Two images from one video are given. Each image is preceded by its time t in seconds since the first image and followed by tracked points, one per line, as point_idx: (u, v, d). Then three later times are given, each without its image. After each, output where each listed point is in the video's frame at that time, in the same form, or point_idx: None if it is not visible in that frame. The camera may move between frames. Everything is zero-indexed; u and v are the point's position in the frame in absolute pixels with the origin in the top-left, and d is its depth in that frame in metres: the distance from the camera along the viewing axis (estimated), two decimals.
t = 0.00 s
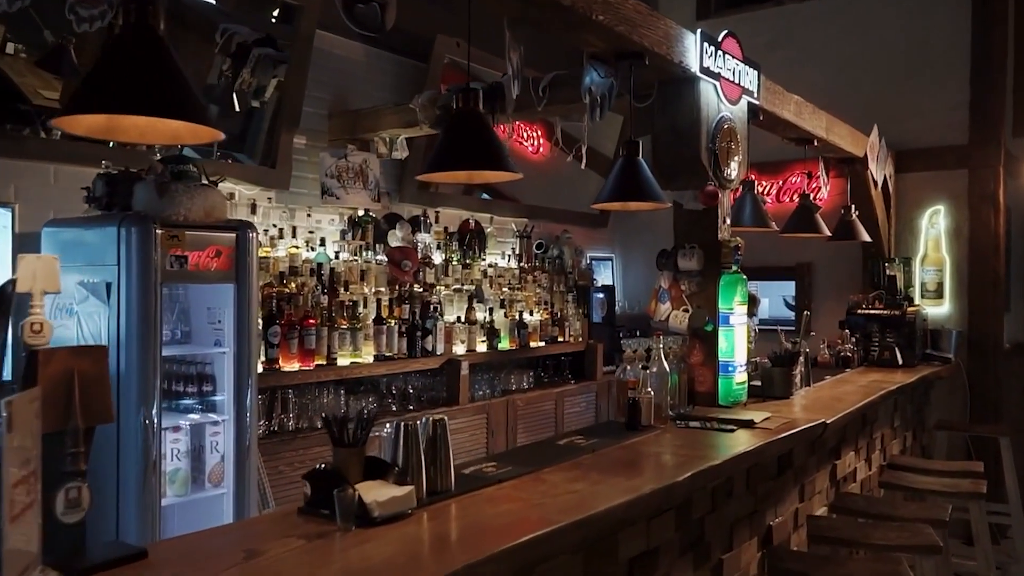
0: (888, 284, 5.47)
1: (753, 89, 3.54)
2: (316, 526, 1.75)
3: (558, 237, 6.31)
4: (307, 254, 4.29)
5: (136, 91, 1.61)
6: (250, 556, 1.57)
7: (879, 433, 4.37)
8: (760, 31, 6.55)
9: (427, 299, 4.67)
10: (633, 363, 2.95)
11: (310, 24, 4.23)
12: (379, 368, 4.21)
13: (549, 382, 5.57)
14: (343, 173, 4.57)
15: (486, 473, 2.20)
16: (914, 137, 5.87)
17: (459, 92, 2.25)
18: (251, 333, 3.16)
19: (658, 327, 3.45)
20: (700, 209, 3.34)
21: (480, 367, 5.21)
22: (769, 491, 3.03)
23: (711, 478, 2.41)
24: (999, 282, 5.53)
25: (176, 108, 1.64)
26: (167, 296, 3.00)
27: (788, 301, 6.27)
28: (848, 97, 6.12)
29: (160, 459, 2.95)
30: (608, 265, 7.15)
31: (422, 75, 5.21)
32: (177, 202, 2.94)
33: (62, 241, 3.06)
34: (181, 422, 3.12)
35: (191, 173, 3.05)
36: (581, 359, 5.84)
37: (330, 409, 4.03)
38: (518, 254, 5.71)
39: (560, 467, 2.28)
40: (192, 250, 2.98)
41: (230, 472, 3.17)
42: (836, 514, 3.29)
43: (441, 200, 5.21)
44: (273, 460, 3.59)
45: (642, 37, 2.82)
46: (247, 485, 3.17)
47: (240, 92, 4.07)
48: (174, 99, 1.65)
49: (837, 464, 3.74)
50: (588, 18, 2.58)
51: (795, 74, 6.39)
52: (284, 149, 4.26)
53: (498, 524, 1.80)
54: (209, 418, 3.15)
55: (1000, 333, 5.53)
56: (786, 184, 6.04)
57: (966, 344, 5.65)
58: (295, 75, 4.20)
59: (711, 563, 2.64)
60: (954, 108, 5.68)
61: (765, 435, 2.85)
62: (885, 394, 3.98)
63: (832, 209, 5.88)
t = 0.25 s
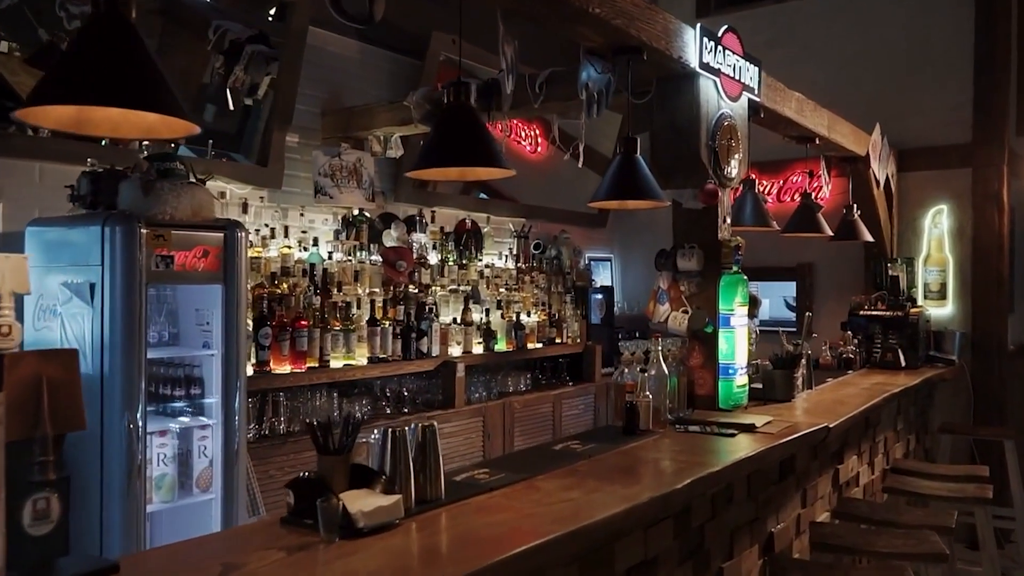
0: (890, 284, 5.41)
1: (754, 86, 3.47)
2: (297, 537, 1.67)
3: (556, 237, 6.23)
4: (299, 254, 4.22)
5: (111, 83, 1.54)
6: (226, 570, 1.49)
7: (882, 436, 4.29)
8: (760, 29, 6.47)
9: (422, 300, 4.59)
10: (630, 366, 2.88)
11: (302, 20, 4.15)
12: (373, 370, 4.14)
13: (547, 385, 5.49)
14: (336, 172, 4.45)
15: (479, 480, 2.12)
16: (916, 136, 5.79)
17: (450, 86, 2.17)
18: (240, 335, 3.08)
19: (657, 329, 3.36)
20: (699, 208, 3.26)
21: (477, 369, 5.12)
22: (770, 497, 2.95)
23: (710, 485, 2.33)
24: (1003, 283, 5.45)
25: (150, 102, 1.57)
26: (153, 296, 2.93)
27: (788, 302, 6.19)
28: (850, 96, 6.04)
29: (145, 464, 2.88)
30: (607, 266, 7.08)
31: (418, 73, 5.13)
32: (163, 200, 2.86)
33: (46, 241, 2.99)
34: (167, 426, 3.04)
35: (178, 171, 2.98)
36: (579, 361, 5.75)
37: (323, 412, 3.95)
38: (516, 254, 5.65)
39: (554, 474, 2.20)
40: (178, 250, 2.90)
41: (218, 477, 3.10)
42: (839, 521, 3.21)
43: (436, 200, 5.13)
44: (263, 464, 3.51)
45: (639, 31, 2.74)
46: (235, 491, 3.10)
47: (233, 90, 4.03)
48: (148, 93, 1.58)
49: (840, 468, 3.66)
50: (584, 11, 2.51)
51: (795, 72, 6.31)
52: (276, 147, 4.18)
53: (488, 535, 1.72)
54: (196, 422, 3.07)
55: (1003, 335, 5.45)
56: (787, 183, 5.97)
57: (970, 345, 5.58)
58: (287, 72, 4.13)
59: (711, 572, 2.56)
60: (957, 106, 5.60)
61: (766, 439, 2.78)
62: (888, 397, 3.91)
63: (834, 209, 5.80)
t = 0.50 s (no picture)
0: (893, 282, 5.36)
1: (755, 80, 3.39)
2: (279, 548, 1.60)
3: (554, 236, 6.17)
4: (292, 253, 4.14)
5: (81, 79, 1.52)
6: None
7: (885, 438, 4.22)
8: (760, 26, 6.40)
9: (417, 300, 4.51)
10: (628, 367, 2.80)
11: (295, 14, 4.08)
12: (367, 371, 4.06)
13: (545, 385, 5.42)
14: (331, 170, 4.43)
15: (471, 486, 2.05)
16: (918, 133, 5.72)
17: (441, 78, 2.09)
18: (228, 335, 3.01)
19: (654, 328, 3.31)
20: (699, 205, 3.19)
21: (473, 369, 5.03)
22: (772, 501, 2.88)
23: (711, 490, 2.26)
24: (1007, 282, 5.38)
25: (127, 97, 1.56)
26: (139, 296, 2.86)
27: (789, 301, 6.12)
28: (851, 92, 5.97)
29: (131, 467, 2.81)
30: (606, 265, 7.00)
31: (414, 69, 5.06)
32: (149, 198, 2.78)
33: (29, 238, 2.91)
34: (155, 429, 2.98)
35: (165, 167, 2.90)
36: (578, 362, 5.68)
37: (317, 414, 3.88)
38: (513, 253, 5.63)
39: (550, 480, 2.13)
40: (165, 249, 2.83)
41: (207, 481, 3.03)
42: (842, 526, 3.14)
43: (432, 198, 5.05)
44: (253, 468, 3.42)
45: (637, 23, 2.66)
46: (224, 495, 3.02)
47: (226, 87, 4.01)
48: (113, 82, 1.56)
49: (843, 471, 3.59)
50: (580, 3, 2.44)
51: (796, 69, 6.24)
52: (269, 144, 4.11)
53: (479, 544, 1.65)
54: (184, 425, 3.01)
55: (1008, 334, 5.38)
56: (788, 181, 5.90)
57: (973, 345, 5.50)
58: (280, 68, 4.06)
59: None
60: (960, 103, 5.53)
61: (768, 443, 2.71)
62: (892, 398, 3.84)
63: (836, 206, 5.73)
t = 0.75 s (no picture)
0: (897, 282, 5.26)
1: (756, 74, 3.30)
2: (254, 564, 1.51)
3: (552, 235, 6.08)
4: (283, 251, 4.04)
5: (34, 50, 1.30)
6: None
7: (890, 441, 4.12)
8: (762, 21, 6.31)
9: (412, 300, 4.42)
10: (626, 369, 2.72)
11: (286, 8, 3.99)
12: (360, 373, 3.97)
13: (543, 387, 5.32)
14: (322, 167, 4.29)
15: (461, 495, 1.96)
16: (922, 131, 5.63)
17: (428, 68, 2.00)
18: (213, 337, 2.92)
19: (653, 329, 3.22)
20: (699, 202, 3.09)
21: (469, 372, 4.92)
22: (775, 508, 2.79)
23: (712, 499, 2.17)
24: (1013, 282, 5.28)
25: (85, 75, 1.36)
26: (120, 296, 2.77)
27: (790, 301, 6.03)
28: (854, 89, 5.88)
29: (111, 473, 2.72)
30: (605, 264, 6.91)
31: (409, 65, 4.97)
32: (130, 194, 2.70)
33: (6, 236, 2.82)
34: (138, 434, 2.88)
35: (148, 163, 2.82)
36: (576, 363, 5.58)
37: (308, 417, 3.79)
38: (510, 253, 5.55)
39: (544, 489, 2.04)
40: (147, 248, 2.73)
41: (191, 487, 2.94)
42: (847, 533, 3.05)
43: (428, 196, 4.96)
44: (241, 474, 3.31)
45: (636, 13, 2.57)
46: (209, 502, 2.93)
47: (217, 83, 3.91)
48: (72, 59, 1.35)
49: (847, 476, 3.50)
50: None
51: (798, 66, 6.15)
52: (260, 141, 4.02)
53: (468, 559, 1.56)
54: (168, 429, 2.91)
55: (1014, 335, 5.28)
56: (790, 180, 5.81)
57: (978, 345, 5.41)
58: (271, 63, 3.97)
59: None
60: (964, 100, 5.44)
61: (770, 447, 2.62)
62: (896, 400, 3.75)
63: (838, 205, 5.64)
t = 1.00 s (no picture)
0: (899, 282, 5.18)
1: (757, 68, 3.22)
2: None
3: (550, 235, 6.01)
4: (274, 251, 3.97)
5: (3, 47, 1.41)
6: None
7: (893, 443, 4.05)
8: (762, 18, 6.23)
9: (406, 300, 4.35)
10: (624, 371, 2.65)
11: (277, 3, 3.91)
12: (352, 375, 3.89)
13: (540, 389, 5.24)
14: (315, 165, 4.23)
15: (451, 503, 1.88)
16: (925, 128, 5.55)
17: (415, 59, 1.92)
18: (200, 339, 2.84)
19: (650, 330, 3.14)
20: (699, 199, 3.01)
21: (465, 373, 4.86)
22: (777, 514, 2.71)
23: (712, 507, 2.09)
24: (1018, 281, 5.20)
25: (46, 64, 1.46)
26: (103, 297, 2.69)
27: (791, 301, 5.96)
28: (856, 86, 5.80)
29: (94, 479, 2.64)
30: (604, 264, 6.83)
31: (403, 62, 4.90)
32: (113, 192, 2.63)
33: None
34: (122, 439, 2.81)
35: (132, 160, 2.74)
36: (574, 364, 5.50)
37: (299, 420, 3.71)
38: (507, 252, 5.42)
39: (538, 497, 1.96)
40: (130, 247, 2.66)
41: (177, 493, 2.86)
42: (850, 539, 2.97)
43: (423, 195, 4.91)
44: (230, 479, 3.23)
45: (633, 4, 2.50)
46: (195, 508, 2.85)
47: (210, 81, 3.78)
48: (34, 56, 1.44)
49: (850, 479, 3.42)
50: None
51: (798, 62, 6.07)
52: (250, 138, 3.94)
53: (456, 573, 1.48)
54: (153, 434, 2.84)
55: (1018, 335, 5.20)
56: (790, 177, 5.74)
57: (982, 346, 5.33)
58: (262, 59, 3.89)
59: None
60: (967, 96, 5.36)
61: (772, 452, 2.55)
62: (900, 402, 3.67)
63: (840, 203, 5.57)
